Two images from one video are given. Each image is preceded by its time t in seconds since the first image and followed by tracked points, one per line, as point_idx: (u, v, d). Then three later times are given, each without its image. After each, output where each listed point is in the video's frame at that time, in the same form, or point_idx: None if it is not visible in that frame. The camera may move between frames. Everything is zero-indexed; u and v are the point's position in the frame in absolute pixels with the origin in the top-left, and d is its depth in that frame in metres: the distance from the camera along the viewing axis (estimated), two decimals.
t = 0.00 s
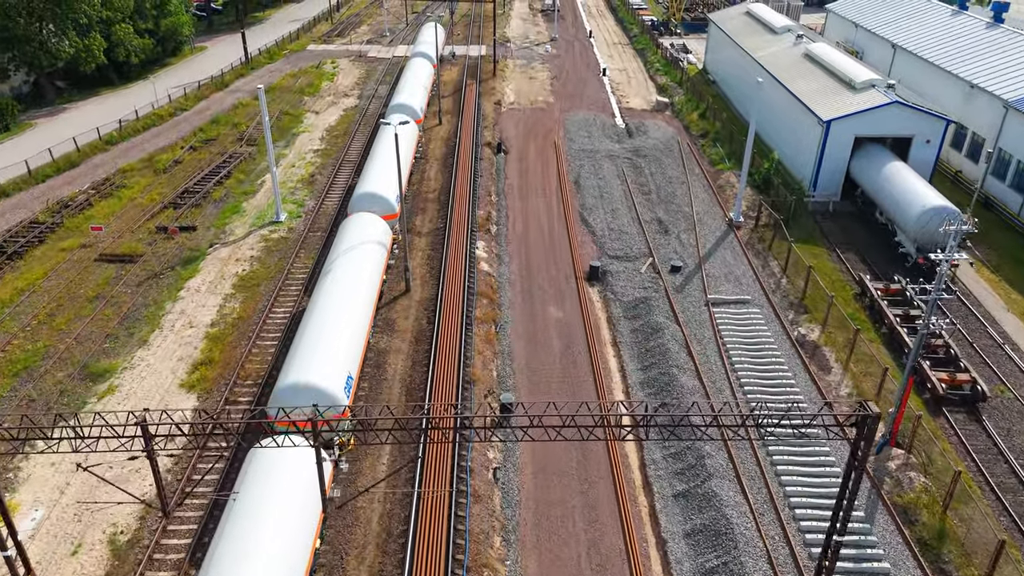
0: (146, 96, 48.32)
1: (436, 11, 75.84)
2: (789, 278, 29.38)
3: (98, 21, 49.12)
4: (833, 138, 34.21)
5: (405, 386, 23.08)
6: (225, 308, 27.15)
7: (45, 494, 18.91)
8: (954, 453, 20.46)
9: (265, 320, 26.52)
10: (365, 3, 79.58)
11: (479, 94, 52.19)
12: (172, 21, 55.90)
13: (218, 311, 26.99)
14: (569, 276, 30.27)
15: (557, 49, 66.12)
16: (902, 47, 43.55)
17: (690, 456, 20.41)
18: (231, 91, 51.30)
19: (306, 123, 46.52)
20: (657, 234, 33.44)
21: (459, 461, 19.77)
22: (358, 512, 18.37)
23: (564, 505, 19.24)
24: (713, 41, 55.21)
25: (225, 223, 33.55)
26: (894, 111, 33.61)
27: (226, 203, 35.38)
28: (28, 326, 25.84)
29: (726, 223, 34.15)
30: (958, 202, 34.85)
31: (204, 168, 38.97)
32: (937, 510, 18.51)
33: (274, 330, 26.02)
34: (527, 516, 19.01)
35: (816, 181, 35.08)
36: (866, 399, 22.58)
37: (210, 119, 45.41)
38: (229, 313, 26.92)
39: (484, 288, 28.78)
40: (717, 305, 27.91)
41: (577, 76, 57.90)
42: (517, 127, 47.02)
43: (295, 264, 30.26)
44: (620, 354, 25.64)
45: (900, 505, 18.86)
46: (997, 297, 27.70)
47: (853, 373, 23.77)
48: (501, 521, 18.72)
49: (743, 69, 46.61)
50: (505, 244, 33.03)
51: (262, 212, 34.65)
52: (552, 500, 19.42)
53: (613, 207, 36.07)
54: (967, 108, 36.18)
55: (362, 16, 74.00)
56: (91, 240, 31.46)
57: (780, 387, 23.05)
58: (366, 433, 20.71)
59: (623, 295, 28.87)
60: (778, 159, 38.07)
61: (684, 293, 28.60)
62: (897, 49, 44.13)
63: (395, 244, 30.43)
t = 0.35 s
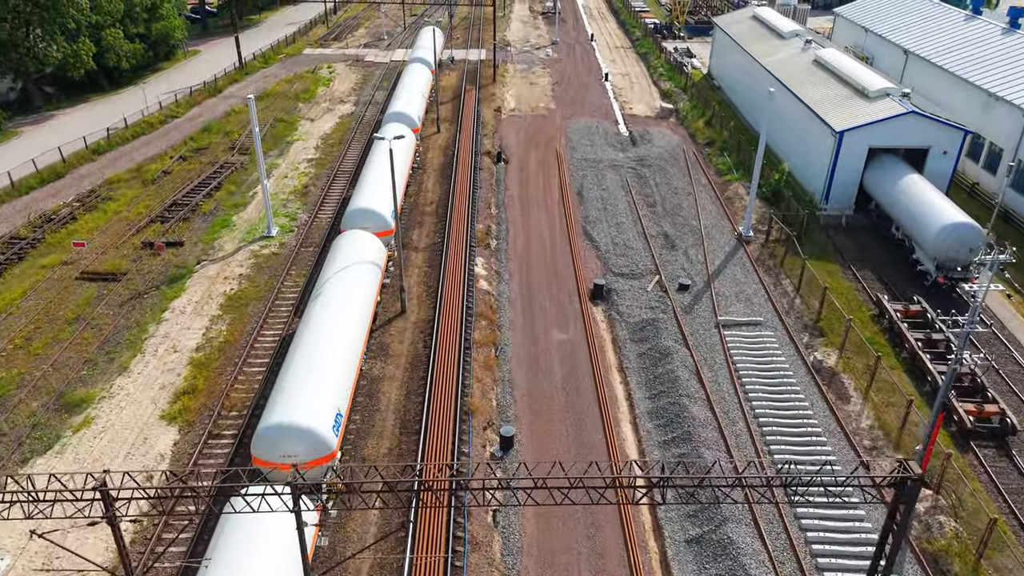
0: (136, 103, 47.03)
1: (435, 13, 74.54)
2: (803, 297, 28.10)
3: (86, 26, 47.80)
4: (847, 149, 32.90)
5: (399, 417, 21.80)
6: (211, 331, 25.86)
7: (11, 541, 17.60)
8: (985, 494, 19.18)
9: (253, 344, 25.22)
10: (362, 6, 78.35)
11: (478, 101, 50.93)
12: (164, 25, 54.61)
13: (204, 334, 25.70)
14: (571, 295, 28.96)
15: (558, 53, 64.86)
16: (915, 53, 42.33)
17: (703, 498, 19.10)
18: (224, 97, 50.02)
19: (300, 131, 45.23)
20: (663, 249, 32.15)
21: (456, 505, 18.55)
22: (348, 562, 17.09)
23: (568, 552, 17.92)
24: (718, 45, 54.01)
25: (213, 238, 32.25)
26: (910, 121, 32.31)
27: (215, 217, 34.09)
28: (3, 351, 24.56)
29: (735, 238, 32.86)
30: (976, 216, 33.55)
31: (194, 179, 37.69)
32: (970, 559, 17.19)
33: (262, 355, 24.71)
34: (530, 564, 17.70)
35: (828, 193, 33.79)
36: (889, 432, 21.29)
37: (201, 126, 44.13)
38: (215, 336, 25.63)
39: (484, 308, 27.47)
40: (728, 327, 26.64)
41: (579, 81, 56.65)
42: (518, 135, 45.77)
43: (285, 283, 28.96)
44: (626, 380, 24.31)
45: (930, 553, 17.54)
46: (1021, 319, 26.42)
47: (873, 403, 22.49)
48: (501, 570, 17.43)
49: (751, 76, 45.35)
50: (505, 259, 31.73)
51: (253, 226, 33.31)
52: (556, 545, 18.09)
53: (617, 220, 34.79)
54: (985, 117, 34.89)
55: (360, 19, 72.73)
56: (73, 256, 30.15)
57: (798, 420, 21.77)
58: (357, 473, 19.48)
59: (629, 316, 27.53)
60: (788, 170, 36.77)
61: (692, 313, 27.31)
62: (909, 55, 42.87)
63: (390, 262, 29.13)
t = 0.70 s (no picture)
0: (125, 110, 45.74)
1: (434, 16, 73.25)
2: (817, 319, 26.81)
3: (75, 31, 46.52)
4: (861, 161, 31.62)
5: (393, 453, 20.51)
6: (196, 357, 24.58)
7: None
8: (1020, 541, 17.90)
9: (239, 371, 23.94)
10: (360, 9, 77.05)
11: (478, 108, 49.66)
12: (155, 29, 53.32)
13: (188, 360, 24.42)
14: (574, 315, 27.62)
15: (559, 57, 63.58)
16: (928, 59, 41.09)
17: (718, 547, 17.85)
18: (217, 104, 48.73)
19: (294, 139, 43.94)
20: (670, 265, 30.86)
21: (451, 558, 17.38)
22: None
23: None
24: (723, 50, 52.90)
25: (201, 254, 30.97)
26: (927, 132, 31.02)
27: (204, 231, 32.81)
28: None
29: (744, 254, 31.58)
30: (995, 230, 32.27)
31: (183, 191, 36.39)
32: None
33: (249, 383, 23.42)
34: None
35: (841, 207, 32.50)
36: (914, 469, 20.03)
37: (192, 135, 42.85)
38: (199, 362, 24.34)
39: (483, 330, 26.18)
40: (740, 351, 25.38)
41: (580, 87, 55.38)
42: (518, 144, 44.53)
43: (275, 303, 27.66)
44: (633, 409, 23.00)
45: None
46: None
47: (896, 437, 21.20)
48: None
49: (759, 83, 44.09)
50: (505, 276, 30.44)
51: (243, 241, 32.02)
52: None
53: (621, 234, 33.48)
54: (1004, 127, 33.61)
55: (357, 22, 71.44)
56: (53, 275, 28.86)
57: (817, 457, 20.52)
58: (347, 521, 18.33)
59: (636, 338, 26.21)
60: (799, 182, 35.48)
61: (701, 336, 26.05)
62: (922, 62, 41.60)
63: (384, 281, 27.83)
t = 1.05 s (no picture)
0: (114, 118, 44.43)
1: (432, 19, 71.92)
2: (833, 343, 25.47)
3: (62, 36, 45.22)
4: (876, 174, 30.29)
5: (384, 495, 19.20)
6: (178, 384, 23.27)
7: None
8: None
9: (224, 400, 22.62)
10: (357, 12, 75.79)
11: (477, 114, 48.35)
12: (146, 34, 52.06)
13: (169, 388, 23.12)
14: (577, 338, 26.32)
15: (560, 62, 62.32)
16: (941, 66, 39.80)
17: None
18: (209, 111, 47.45)
19: (288, 148, 42.66)
20: (677, 283, 29.56)
21: None
22: None
23: None
24: (729, 55, 51.67)
25: (188, 271, 29.67)
26: (946, 145, 29.72)
27: (191, 247, 31.48)
28: None
29: (754, 271, 30.27)
30: (1014, 246, 30.99)
31: (170, 204, 35.07)
32: None
33: (233, 413, 22.09)
34: None
35: (855, 222, 31.21)
36: (943, 513, 18.70)
37: (182, 144, 41.56)
38: (181, 390, 23.03)
39: (482, 355, 24.86)
40: (752, 378, 24.08)
41: (582, 93, 54.09)
42: (519, 153, 43.26)
43: (263, 325, 26.33)
44: (641, 443, 21.68)
45: None
46: None
47: (922, 476, 19.87)
48: None
49: (766, 90, 42.82)
50: (505, 295, 29.13)
51: (232, 258, 30.71)
52: None
53: (626, 250, 32.18)
54: None
55: (355, 25, 70.19)
56: (31, 295, 27.56)
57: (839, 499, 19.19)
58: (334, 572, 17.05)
59: (643, 363, 24.90)
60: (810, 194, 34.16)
61: (711, 361, 24.75)
62: (935, 69, 40.33)
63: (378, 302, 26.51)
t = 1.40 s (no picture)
0: (102, 126, 43.13)
1: (431, 22, 70.58)
2: (852, 370, 24.12)
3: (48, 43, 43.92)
4: (894, 190, 28.99)
5: (375, 544, 17.87)
6: (158, 417, 21.93)
7: None
8: None
9: (206, 434, 21.25)
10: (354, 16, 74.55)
11: (476, 122, 47.05)
12: (137, 40, 50.77)
13: (148, 421, 21.77)
14: (581, 364, 24.96)
15: (562, 67, 61.06)
16: (956, 74, 38.54)
17: None
18: (200, 119, 46.16)
19: (281, 158, 41.35)
20: (686, 304, 28.24)
21: None
22: None
23: None
24: (735, 61, 50.42)
25: (173, 292, 28.33)
26: (967, 159, 28.44)
27: (177, 265, 30.13)
28: None
29: (766, 291, 28.92)
30: None
31: (157, 218, 33.76)
32: None
33: (215, 450, 20.74)
34: None
35: (870, 238, 29.89)
36: (977, 565, 17.35)
37: (171, 154, 40.25)
38: (161, 424, 21.69)
39: (481, 384, 23.52)
40: (767, 409, 22.73)
41: (584, 99, 52.79)
42: (519, 163, 41.97)
43: (249, 351, 24.97)
44: (650, 482, 20.35)
45: None
46: None
47: (953, 522, 18.52)
48: None
49: (776, 99, 41.58)
50: (505, 316, 27.81)
51: (219, 277, 29.36)
52: None
53: (632, 268, 30.85)
54: None
55: (352, 29, 68.95)
56: (7, 318, 26.23)
57: (865, 548, 17.82)
58: None
59: (651, 392, 23.57)
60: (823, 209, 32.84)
61: (723, 390, 23.40)
62: (949, 77, 39.05)
63: (371, 326, 25.17)
